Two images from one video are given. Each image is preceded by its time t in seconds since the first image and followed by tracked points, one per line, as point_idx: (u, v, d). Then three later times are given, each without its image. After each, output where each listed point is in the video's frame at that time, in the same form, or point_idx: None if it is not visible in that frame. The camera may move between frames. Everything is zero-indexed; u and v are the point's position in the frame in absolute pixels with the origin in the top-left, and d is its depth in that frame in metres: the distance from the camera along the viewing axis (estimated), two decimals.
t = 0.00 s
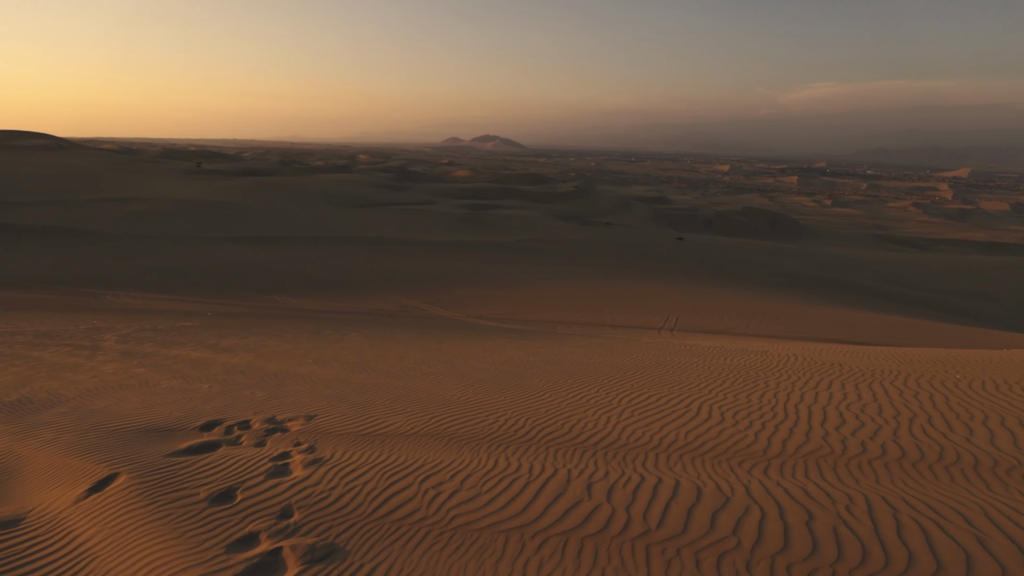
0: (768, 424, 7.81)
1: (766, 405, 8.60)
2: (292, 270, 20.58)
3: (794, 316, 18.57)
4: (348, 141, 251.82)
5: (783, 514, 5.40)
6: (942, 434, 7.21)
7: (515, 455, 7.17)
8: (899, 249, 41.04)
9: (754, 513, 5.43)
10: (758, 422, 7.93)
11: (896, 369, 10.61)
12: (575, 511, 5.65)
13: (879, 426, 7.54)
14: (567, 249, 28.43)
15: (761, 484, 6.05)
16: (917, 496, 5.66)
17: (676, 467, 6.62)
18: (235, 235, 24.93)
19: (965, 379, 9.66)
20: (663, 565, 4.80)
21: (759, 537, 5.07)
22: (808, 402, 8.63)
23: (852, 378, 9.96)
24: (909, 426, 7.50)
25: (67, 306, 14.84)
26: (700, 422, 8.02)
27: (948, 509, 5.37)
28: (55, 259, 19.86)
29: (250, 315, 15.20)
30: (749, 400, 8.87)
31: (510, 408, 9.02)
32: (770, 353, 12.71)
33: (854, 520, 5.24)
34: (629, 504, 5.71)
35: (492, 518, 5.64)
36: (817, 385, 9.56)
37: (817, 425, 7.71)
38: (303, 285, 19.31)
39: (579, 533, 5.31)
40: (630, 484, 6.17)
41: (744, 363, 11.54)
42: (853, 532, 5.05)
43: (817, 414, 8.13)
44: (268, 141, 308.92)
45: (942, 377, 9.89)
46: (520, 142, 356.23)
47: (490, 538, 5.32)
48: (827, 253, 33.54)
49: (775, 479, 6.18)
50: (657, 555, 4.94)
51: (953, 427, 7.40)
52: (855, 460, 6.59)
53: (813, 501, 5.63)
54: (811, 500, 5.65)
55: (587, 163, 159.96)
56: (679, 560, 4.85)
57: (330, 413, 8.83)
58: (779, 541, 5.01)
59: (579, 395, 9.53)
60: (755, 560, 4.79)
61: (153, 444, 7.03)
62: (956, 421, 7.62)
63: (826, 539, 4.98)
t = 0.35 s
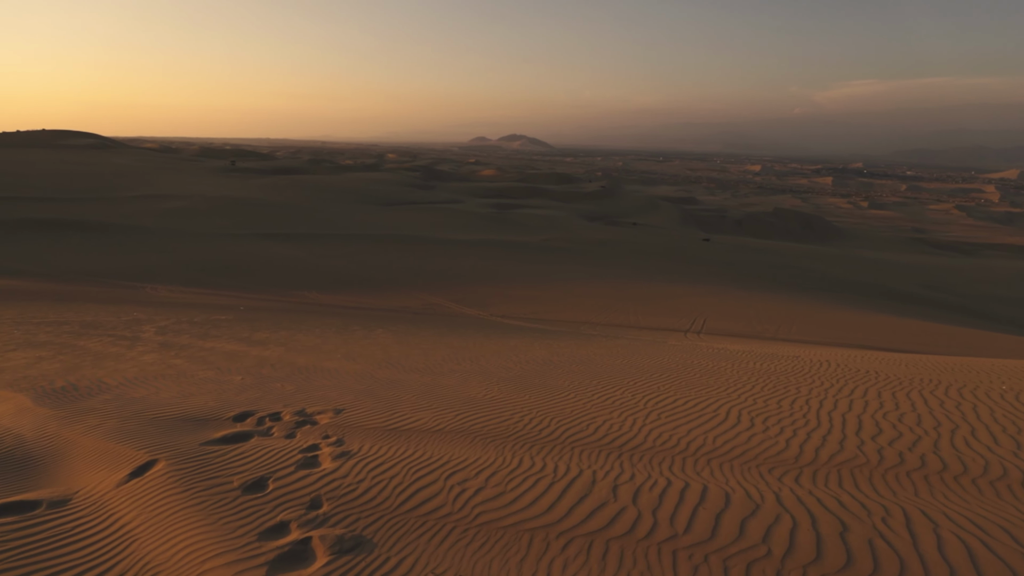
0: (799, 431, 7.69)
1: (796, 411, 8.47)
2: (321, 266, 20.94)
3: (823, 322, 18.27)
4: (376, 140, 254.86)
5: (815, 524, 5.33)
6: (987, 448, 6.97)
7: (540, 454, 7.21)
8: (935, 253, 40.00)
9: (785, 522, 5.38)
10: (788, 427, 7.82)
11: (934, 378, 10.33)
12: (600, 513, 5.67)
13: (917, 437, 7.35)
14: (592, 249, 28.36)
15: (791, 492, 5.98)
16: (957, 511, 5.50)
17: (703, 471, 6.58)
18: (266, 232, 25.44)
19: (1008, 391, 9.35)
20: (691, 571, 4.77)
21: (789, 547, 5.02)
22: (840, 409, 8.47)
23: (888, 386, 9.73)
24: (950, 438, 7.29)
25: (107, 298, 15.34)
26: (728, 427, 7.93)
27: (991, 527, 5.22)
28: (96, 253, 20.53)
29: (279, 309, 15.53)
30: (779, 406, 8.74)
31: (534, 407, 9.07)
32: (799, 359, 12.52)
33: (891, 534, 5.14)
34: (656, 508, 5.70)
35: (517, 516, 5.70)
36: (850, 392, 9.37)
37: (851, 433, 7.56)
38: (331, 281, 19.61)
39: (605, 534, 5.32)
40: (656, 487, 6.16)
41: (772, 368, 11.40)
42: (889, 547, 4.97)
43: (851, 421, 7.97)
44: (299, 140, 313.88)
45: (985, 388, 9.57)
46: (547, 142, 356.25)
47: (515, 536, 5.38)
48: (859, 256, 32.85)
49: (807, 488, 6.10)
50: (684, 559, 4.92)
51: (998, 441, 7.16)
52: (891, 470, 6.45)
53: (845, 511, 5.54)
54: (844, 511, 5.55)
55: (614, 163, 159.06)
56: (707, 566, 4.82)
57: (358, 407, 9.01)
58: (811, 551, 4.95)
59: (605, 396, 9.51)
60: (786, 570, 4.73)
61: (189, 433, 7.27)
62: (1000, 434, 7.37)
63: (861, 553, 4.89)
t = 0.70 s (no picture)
0: (831, 438, 7.55)
1: (829, 418, 8.32)
2: (349, 263, 21.24)
3: (855, 327, 17.93)
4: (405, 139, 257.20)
5: (848, 536, 5.25)
6: None
7: (565, 454, 7.22)
8: (975, 257, 38.81)
9: (816, 533, 5.31)
10: (819, 434, 7.69)
11: (974, 389, 10.03)
12: (626, 515, 5.67)
13: (956, 449, 7.16)
14: (619, 249, 28.24)
15: (822, 501, 5.90)
16: (998, 529, 5.36)
17: (730, 476, 6.53)
18: (296, 230, 25.89)
19: None
20: None
21: (821, 558, 4.95)
22: (874, 418, 8.30)
23: (925, 395, 9.49)
24: (992, 452, 7.08)
25: (144, 291, 15.80)
26: (757, 431, 7.82)
27: None
28: (134, 248, 21.15)
29: (308, 305, 15.80)
30: (810, 412, 8.58)
31: (559, 407, 9.08)
32: (830, 365, 12.29)
33: (930, 548, 5.05)
34: (682, 512, 5.68)
35: (543, 516, 5.74)
36: (885, 401, 9.15)
37: (886, 442, 7.40)
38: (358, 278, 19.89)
39: (631, 537, 5.32)
40: (683, 491, 6.13)
41: (803, 374, 11.21)
42: (925, 562, 4.87)
43: (886, 430, 7.80)
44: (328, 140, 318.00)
45: None
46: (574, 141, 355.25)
47: (540, 536, 5.41)
48: (895, 260, 32.06)
49: (839, 497, 6.00)
50: (711, 566, 4.89)
51: None
52: (928, 483, 6.30)
53: (879, 524, 5.44)
54: (878, 524, 5.46)
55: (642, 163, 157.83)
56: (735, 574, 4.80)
57: (384, 403, 9.13)
58: (844, 563, 4.88)
59: (631, 398, 9.45)
60: None
61: (223, 422, 7.46)
62: None
63: (896, 567, 4.81)
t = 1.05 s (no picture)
0: (865, 447, 7.40)
1: (863, 426, 8.16)
2: (377, 261, 21.49)
3: (887, 333, 17.55)
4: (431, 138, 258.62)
5: (884, 549, 5.16)
6: None
7: (590, 454, 7.21)
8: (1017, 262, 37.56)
9: (850, 544, 5.22)
10: (853, 443, 7.54)
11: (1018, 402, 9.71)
12: (653, 519, 5.65)
13: (999, 462, 6.95)
14: (646, 250, 28.05)
15: (856, 511, 5.80)
16: None
17: (759, 482, 6.45)
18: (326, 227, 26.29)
19: None
20: None
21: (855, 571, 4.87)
22: (911, 428, 8.10)
23: (966, 406, 9.22)
24: None
25: (180, 285, 16.21)
26: (787, 438, 7.71)
27: None
28: (169, 243, 21.70)
29: (336, 301, 16.04)
30: (844, 420, 8.42)
31: (585, 408, 9.06)
32: (863, 372, 12.04)
33: (970, 566, 4.93)
34: (710, 518, 5.64)
35: (568, 516, 5.75)
36: (924, 410, 8.92)
37: (924, 453, 7.22)
38: (385, 276, 20.11)
39: (658, 542, 5.30)
40: (711, 496, 6.08)
41: (835, 380, 10.99)
42: None
43: (924, 441, 7.61)
44: (357, 140, 321.82)
45: None
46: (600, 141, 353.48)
47: (566, 536, 5.42)
48: (932, 264, 31.22)
49: (874, 508, 5.88)
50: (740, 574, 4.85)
51: None
52: (968, 497, 6.14)
53: (916, 538, 5.33)
54: (915, 537, 5.35)
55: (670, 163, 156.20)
56: None
57: (410, 400, 9.22)
58: None
59: (658, 401, 9.39)
60: None
61: (255, 414, 7.64)
62: None
63: None
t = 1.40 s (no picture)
0: (899, 457, 7.24)
1: (896, 435, 7.98)
2: (401, 259, 21.68)
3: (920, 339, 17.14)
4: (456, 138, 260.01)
5: (919, 564, 5.06)
6: None
7: (614, 456, 7.19)
8: None
9: (883, 558, 5.13)
10: (885, 452, 7.39)
11: None
12: (678, 524, 5.62)
13: None
14: (671, 251, 27.81)
15: (889, 523, 5.68)
16: None
17: (787, 489, 6.37)
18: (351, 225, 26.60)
19: None
20: None
21: None
22: (947, 438, 7.90)
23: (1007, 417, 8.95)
24: None
25: (211, 280, 16.56)
26: (816, 445, 7.58)
27: None
28: (200, 239, 22.18)
29: (361, 299, 16.22)
30: (876, 428, 8.24)
31: (609, 410, 9.03)
32: (896, 379, 11.76)
33: None
34: (737, 525, 5.59)
35: (592, 517, 5.75)
36: (961, 421, 8.69)
37: (962, 465, 7.04)
38: (409, 274, 20.28)
39: (684, 546, 5.28)
40: (738, 502, 6.02)
41: (867, 387, 10.77)
42: None
43: (962, 453, 7.40)
44: (385, 139, 324.49)
45: None
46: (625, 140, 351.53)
47: (589, 538, 5.43)
48: (967, 269, 30.39)
49: (908, 521, 5.76)
50: None
51: None
52: (1007, 511, 5.98)
53: (954, 553, 5.21)
54: (953, 553, 5.23)
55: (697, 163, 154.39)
56: None
57: (434, 397, 9.29)
58: None
59: (683, 404, 9.31)
60: None
61: (283, 407, 7.79)
62: None
63: None
